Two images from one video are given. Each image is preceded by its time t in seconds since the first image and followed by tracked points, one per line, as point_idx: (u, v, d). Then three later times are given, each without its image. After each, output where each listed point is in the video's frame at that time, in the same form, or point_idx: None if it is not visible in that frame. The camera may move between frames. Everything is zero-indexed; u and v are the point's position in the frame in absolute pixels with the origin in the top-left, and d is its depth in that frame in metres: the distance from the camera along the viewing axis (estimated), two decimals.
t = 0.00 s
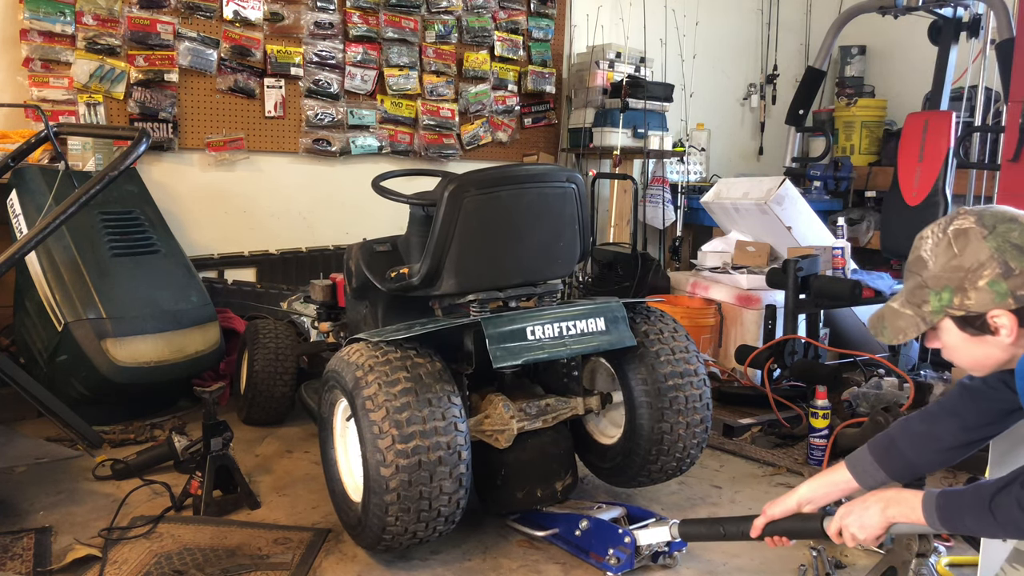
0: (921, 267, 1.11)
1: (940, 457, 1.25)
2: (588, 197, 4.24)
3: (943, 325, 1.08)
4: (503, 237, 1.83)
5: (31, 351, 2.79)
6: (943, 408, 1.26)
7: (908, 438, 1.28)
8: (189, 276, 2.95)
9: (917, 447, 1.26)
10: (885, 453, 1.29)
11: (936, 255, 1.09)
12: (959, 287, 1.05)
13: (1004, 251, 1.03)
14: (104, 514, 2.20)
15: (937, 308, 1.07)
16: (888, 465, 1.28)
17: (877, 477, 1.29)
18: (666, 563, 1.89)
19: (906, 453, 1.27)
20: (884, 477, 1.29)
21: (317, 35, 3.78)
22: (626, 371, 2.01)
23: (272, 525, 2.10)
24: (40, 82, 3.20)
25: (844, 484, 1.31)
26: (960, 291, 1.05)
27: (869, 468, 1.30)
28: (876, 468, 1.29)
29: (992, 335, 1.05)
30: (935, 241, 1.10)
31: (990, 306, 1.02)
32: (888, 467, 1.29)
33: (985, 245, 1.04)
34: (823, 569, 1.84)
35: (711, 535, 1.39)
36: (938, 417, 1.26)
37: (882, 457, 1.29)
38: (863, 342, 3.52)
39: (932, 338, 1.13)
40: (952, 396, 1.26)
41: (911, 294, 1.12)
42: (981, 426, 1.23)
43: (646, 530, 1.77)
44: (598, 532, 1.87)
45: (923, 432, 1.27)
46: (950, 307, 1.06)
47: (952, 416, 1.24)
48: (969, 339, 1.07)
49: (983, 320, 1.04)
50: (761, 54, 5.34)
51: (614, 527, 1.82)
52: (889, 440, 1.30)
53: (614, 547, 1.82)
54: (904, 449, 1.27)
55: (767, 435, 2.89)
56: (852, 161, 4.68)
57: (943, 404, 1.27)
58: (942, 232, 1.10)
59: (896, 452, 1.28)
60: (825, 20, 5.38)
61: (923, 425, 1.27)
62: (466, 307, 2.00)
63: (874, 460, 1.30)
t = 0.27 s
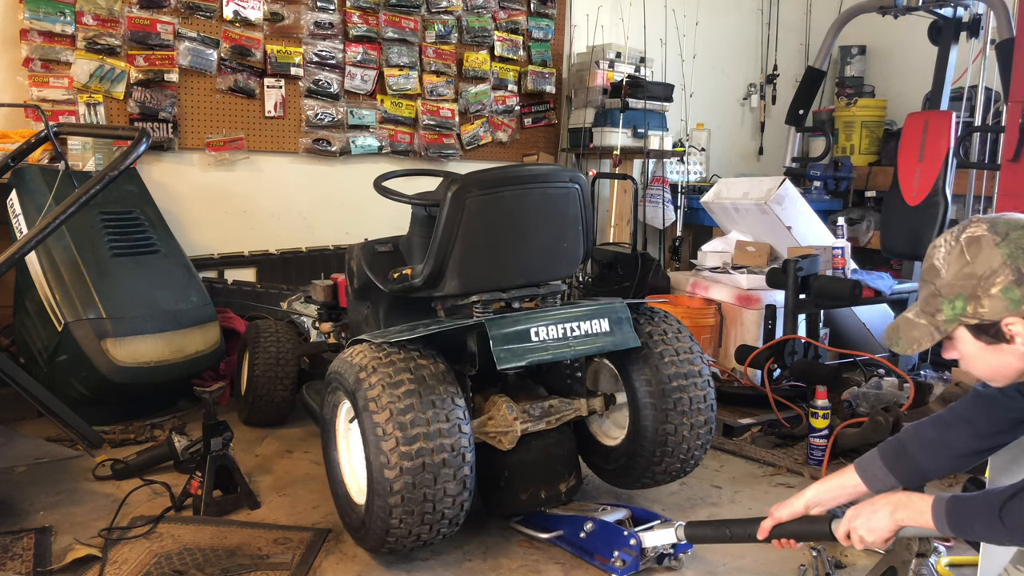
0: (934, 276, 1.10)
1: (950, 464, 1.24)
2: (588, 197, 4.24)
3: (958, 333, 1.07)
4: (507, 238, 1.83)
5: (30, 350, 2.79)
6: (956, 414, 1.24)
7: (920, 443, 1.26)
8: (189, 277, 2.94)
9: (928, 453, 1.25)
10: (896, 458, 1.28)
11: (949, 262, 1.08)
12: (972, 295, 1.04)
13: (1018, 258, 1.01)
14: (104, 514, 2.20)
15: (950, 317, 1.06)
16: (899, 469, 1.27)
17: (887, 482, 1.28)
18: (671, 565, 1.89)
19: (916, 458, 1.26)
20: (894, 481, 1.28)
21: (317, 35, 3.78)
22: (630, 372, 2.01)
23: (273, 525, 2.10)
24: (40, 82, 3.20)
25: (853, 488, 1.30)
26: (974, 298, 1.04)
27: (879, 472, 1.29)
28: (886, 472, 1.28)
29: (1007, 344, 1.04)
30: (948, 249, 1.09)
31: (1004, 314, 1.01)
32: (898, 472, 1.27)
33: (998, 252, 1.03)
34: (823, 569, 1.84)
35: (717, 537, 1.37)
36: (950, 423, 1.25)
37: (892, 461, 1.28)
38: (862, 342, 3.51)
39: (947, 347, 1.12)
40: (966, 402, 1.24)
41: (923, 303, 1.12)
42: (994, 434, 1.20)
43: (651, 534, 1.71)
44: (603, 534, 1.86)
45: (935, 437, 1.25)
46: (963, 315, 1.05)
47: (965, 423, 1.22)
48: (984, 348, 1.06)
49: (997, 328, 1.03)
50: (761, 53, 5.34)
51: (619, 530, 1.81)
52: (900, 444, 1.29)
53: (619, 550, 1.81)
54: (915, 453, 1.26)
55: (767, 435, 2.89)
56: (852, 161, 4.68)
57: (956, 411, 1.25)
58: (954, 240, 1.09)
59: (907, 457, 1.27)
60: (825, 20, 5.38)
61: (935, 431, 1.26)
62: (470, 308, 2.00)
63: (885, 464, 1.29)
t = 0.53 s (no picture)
0: (951, 275, 1.10)
1: (966, 466, 1.24)
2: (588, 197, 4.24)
3: (975, 334, 1.07)
4: (516, 240, 1.83)
5: (30, 350, 2.79)
6: (971, 416, 1.24)
7: (935, 446, 1.26)
8: (189, 277, 2.94)
9: (945, 456, 1.25)
10: (911, 461, 1.28)
11: (968, 261, 1.07)
12: (992, 295, 1.04)
13: None
14: (104, 514, 2.19)
15: (968, 317, 1.06)
16: (915, 472, 1.27)
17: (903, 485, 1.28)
18: (682, 570, 1.85)
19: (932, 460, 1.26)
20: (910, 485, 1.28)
21: (317, 35, 3.78)
22: (639, 375, 2.01)
23: (272, 525, 2.10)
24: (40, 82, 3.20)
25: (868, 490, 1.30)
26: (994, 298, 1.03)
27: (895, 476, 1.29)
28: (902, 475, 1.28)
29: None
30: (967, 247, 1.08)
31: None
32: (914, 474, 1.27)
33: (1018, 251, 1.02)
34: (823, 569, 1.84)
35: (730, 542, 1.35)
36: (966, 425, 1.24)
37: (907, 464, 1.28)
38: (862, 342, 3.51)
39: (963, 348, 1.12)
40: (980, 404, 1.24)
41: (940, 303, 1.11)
42: (1011, 435, 1.21)
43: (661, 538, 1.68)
44: (614, 539, 1.83)
45: (951, 440, 1.25)
46: (982, 316, 1.05)
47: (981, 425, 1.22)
48: (1002, 349, 1.05)
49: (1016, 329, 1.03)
50: (761, 53, 5.34)
51: (630, 536, 1.77)
52: (915, 446, 1.28)
53: (630, 555, 1.77)
54: (930, 456, 1.26)
55: (767, 435, 2.89)
56: (852, 160, 4.67)
57: (971, 413, 1.25)
58: (975, 238, 1.08)
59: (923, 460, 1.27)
60: (825, 20, 5.38)
61: (952, 433, 1.26)
62: (478, 310, 2.00)
63: (900, 467, 1.29)
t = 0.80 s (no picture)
0: (970, 268, 1.09)
1: (981, 465, 1.23)
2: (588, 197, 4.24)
3: (993, 329, 1.06)
4: (524, 241, 1.82)
5: (30, 350, 2.79)
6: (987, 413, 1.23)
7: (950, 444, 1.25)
8: (189, 276, 2.94)
9: (960, 454, 1.23)
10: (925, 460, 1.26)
11: (987, 255, 1.07)
12: (1011, 288, 1.03)
13: None
14: (104, 514, 2.19)
15: (986, 311, 1.05)
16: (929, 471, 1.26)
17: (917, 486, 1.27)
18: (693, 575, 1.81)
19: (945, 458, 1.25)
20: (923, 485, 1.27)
21: (317, 35, 3.77)
22: (649, 378, 1.98)
23: (272, 525, 2.10)
24: (40, 82, 3.20)
25: (883, 492, 1.28)
26: (1013, 291, 1.02)
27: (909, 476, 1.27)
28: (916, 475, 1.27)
29: None
30: (986, 241, 1.08)
31: None
32: (929, 473, 1.26)
33: None
34: (823, 569, 1.83)
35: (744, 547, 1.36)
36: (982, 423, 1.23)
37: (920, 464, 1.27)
38: (862, 342, 3.51)
39: (979, 344, 1.11)
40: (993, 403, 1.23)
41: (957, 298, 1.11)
42: None
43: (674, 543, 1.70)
44: (625, 544, 1.80)
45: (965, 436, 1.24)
46: (1001, 310, 1.04)
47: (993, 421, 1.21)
48: (1019, 344, 1.04)
49: None
50: (761, 53, 5.33)
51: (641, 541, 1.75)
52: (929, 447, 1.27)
53: (641, 560, 1.74)
54: (944, 455, 1.25)
55: (767, 435, 2.89)
56: (852, 160, 4.67)
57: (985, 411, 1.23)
58: (994, 231, 1.08)
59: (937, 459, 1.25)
60: (825, 20, 5.37)
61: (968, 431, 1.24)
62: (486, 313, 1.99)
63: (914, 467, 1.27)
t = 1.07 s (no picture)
0: (978, 249, 1.11)
1: (1002, 459, 1.20)
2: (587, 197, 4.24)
3: (1000, 312, 1.08)
4: (536, 243, 1.80)
5: (30, 350, 2.78)
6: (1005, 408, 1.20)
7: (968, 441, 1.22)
8: (189, 276, 2.93)
9: (979, 451, 1.21)
10: (945, 458, 1.24)
11: (995, 237, 1.08)
12: (1019, 270, 1.04)
13: None
14: (104, 514, 2.19)
15: (994, 294, 1.07)
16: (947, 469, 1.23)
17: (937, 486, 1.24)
18: None
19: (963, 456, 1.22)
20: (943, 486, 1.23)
21: (317, 35, 3.77)
22: (662, 382, 1.97)
23: (272, 525, 2.09)
24: (40, 82, 3.19)
25: (902, 490, 1.26)
26: (1021, 273, 1.04)
27: (929, 474, 1.25)
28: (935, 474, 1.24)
29: None
30: (995, 221, 1.09)
31: None
32: (948, 470, 1.23)
33: None
34: (823, 569, 1.84)
35: (761, 551, 1.33)
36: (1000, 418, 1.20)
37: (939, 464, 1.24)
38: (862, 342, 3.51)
39: (987, 328, 1.13)
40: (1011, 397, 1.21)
41: (964, 282, 1.12)
42: None
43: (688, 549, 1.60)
44: (639, 551, 1.76)
45: (985, 432, 1.21)
46: (1009, 292, 1.05)
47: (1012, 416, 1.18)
48: None
49: None
50: (761, 53, 5.33)
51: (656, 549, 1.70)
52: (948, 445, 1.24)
53: (656, 567, 1.69)
54: (964, 451, 1.22)
55: (767, 435, 2.88)
56: (852, 160, 4.66)
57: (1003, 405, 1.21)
58: (1003, 212, 1.09)
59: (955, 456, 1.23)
60: (825, 20, 5.37)
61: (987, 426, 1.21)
62: (496, 316, 1.96)
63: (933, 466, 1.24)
